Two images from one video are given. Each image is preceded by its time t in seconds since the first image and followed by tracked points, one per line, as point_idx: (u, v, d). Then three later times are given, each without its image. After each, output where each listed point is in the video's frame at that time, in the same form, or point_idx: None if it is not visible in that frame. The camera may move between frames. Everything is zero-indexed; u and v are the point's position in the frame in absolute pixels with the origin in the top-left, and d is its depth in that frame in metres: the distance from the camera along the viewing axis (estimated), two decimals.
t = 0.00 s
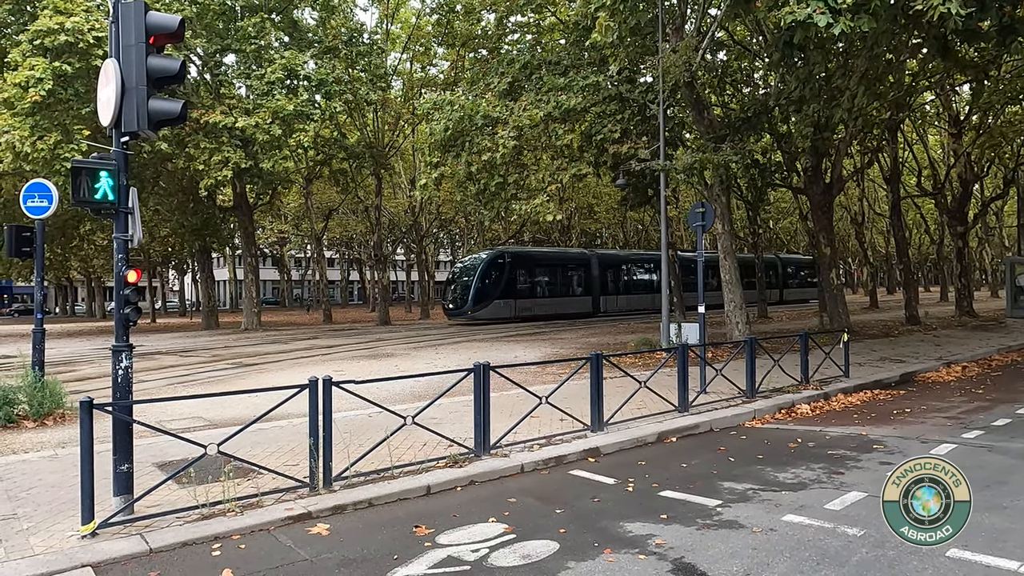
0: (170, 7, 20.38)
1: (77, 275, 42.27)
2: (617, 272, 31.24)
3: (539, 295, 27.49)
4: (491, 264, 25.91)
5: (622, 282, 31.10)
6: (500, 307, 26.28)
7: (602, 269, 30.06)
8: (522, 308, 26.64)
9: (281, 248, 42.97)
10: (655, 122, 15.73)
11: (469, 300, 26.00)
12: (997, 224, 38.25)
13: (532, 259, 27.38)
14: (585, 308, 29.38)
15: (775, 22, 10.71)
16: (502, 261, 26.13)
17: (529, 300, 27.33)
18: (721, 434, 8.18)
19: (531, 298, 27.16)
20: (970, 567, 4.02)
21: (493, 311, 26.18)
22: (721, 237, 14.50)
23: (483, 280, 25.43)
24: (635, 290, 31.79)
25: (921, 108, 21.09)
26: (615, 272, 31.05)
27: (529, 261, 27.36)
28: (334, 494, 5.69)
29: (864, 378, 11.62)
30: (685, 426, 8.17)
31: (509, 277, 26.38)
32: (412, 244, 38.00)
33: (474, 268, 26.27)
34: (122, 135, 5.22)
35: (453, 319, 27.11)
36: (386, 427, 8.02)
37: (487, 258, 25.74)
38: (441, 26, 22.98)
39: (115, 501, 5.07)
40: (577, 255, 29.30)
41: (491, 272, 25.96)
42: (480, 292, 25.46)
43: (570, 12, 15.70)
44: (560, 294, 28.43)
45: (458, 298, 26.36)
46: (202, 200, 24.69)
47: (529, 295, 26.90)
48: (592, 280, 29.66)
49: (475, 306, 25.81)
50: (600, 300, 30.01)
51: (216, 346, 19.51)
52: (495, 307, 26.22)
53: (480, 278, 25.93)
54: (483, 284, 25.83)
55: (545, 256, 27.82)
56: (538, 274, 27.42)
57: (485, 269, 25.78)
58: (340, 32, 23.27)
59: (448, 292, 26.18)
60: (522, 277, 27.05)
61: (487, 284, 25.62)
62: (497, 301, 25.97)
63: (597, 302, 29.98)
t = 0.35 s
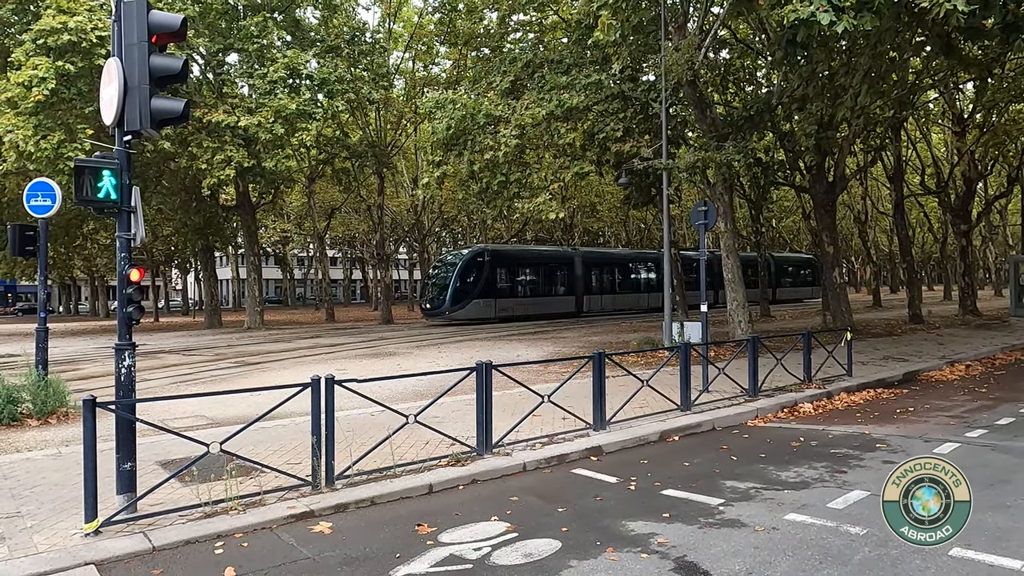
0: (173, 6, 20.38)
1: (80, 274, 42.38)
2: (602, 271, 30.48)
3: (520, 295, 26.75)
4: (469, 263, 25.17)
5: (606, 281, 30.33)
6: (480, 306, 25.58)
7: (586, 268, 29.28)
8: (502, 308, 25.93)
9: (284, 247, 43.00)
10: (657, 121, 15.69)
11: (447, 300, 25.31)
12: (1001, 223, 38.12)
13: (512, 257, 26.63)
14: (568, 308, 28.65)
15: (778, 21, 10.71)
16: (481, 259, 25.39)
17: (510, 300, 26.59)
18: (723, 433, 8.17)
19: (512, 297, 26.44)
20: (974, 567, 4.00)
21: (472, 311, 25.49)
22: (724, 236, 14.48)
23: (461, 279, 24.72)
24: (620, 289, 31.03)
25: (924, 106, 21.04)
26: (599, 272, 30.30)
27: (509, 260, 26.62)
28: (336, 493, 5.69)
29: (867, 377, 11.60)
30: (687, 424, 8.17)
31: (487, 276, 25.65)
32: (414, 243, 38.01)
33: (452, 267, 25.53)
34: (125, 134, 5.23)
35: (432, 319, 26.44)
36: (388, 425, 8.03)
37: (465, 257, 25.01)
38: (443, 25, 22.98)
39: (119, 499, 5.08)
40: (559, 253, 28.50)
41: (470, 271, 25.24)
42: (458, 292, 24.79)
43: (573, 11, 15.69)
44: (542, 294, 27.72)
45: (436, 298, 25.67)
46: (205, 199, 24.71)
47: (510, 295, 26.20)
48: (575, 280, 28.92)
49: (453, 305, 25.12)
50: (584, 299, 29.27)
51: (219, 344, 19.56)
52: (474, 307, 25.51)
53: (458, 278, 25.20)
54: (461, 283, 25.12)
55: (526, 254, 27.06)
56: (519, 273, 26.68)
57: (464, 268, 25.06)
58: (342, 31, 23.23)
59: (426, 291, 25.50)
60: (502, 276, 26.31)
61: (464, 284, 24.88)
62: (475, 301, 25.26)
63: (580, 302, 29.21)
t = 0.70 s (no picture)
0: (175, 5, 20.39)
1: (83, 272, 42.46)
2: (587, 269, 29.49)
3: (500, 294, 25.86)
4: (446, 262, 24.24)
5: (592, 280, 29.32)
6: (456, 306, 24.70)
7: (569, 267, 28.30)
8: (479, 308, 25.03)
9: (286, 245, 43.04)
10: (660, 119, 15.66)
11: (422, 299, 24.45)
12: (1004, 222, 38.03)
13: (492, 255, 25.67)
14: (551, 307, 27.82)
15: (782, 19, 10.68)
16: (458, 257, 24.45)
17: (489, 300, 25.71)
18: (726, 431, 8.16)
19: (490, 297, 25.54)
20: (978, 567, 3.98)
21: (448, 311, 24.61)
22: (727, 234, 14.44)
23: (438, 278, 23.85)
24: (607, 288, 30.03)
25: (928, 104, 20.96)
26: (585, 271, 29.32)
27: (489, 257, 25.70)
28: (338, 490, 5.70)
29: (870, 375, 11.58)
30: (690, 423, 8.16)
31: (465, 274, 24.73)
32: (416, 241, 38.02)
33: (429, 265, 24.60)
34: (127, 132, 5.23)
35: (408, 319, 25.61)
36: (391, 423, 8.03)
37: (442, 255, 24.09)
38: (445, 23, 23.01)
39: (121, 496, 5.08)
40: (540, 250, 27.54)
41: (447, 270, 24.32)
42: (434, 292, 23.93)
43: (575, 9, 15.62)
44: (523, 293, 26.83)
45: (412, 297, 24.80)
46: (208, 197, 24.73)
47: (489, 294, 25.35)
48: (558, 278, 27.94)
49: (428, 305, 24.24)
50: (566, 298, 28.31)
51: (222, 342, 19.59)
52: (450, 307, 24.63)
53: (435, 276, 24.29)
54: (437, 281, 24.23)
55: (506, 252, 26.12)
56: (499, 271, 25.76)
57: (440, 267, 24.15)
58: (345, 29, 23.18)
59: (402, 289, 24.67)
60: (482, 274, 25.39)
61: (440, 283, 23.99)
62: (452, 301, 24.39)
63: (563, 301, 28.31)
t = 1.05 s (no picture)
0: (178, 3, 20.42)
1: (87, 270, 42.54)
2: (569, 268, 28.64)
3: (478, 293, 25.06)
4: (421, 260, 23.42)
5: (574, 279, 28.46)
6: (431, 306, 23.83)
7: (550, 265, 27.42)
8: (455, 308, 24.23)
9: (288, 243, 43.11)
10: (662, 117, 15.63)
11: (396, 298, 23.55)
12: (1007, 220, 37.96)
13: (469, 252, 24.80)
14: (532, 307, 27.03)
15: (785, 16, 10.67)
16: (434, 255, 23.66)
17: (466, 299, 24.90)
18: (728, 430, 8.15)
19: (467, 296, 24.72)
20: (981, 566, 3.97)
21: (423, 311, 23.75)
22: (729, 232, 14.42)
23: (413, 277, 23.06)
24: (589, 287, 29.15)
25: (931, 102, 20.93)
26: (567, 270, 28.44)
27: (467, 255, 24.88)
28: (339, 488, 5.70)
29: (872, 374, 11.56)
30: (691, 421, 8.15)
31: (441, 272, 23.87)
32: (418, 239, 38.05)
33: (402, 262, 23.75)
34: (129, 130, 5.23)
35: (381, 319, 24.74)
36: (392, 421, 8.03)
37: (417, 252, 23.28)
38: (447, 21, 23.04)
39: (123, 494, 5.09)
40: (519, 248, 26.65)
41: (423, 268, 23.50)
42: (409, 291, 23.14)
43: (577, 6, 15.61)
44: (502, 292, 26.02)
45: (384, 296, 23.86)
46: (210, 195, 24.75)
47: (466, 293, 24.52)
48: (539, 276, 27.08)
49: (403, 305, 23.37)
50: (547, 298, 27.43)
51: (224, 340, 19.62)
52: (426, 306, 23.81)
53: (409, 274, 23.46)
54: (412, 280, 23.36)
55: (484, 249, 25.27)
56: (477, 269, 24.95)
57: (415, 265, 23.33)
58: (347, 27, 23.14)
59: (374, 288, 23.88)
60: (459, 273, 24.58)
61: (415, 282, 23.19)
62: (427, 300, 23.58)
63: (544, 301, 27.51)
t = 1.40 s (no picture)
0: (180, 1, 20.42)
1: (89, 268, 42.60)
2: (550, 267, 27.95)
3: (454, 293, 24.39)
4: (394, 258, 22.83)
5: (554, 279, 27.77)
6: (405, 306, 23.23)
7: (530, 264, 26.73)
8: (431, 308, 23.63)
9: (290, 241, 43.11)
10: (664, 115, 15.61)
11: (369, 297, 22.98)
12: (1011, 219, 37.81)
13: (445, 251, 24.18)
14: (511, 307, 26.34)
15: (786, 14, 10.64)
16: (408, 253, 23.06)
17: (442, 299, 24.23)
18: (729, 428, 8.14)
19: (443, 296, 24.07)
20: (981, 564, 3.96)
21: (396, 311, 23.14)
22: (731, 231, 14.41)
23: (384, 275, 22.47)
24: (570, 287, 28.43)
25: (934, 101, 20.89)
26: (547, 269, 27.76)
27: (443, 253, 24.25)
28: (341, 486, 5.70)
29: (875, 373, 11.54)
30: (693, 419, 8.15)
31: (415, 271, 23.28)
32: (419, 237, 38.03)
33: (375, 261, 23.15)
34: (130, 128, 5.23)
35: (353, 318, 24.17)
36: (394, 419, 8.04)
37: (390, 249, 22.68)
38: (449, 19, 23.03)
39: (125, 491, 5.09)
40: (497, 246, 25.98)
41: (396, 267, 22.89)
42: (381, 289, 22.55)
43: (579, 4, 15.60)
44: (480, 291, 25.35)
45: (357, 295, 23.26)
46: (212, 194, 24.74)
47: (442, 293, 23.91)
48: (518, 275, 26.42)
49: (375, 304, 22.79)
50: (527, 298, 26.77)
51: (225, 339, 19.63)
52: (399, 306, 23.15)
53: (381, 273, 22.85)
54: (385, 279, 22.77)
55: (460, 248, 24.64)
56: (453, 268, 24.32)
57: (388, 264, 22.75)
58: (349, 25, 23.11)
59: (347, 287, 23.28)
60: (434, 271, 23.93)
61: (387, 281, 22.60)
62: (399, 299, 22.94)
63: (524, 301, 26.82)
